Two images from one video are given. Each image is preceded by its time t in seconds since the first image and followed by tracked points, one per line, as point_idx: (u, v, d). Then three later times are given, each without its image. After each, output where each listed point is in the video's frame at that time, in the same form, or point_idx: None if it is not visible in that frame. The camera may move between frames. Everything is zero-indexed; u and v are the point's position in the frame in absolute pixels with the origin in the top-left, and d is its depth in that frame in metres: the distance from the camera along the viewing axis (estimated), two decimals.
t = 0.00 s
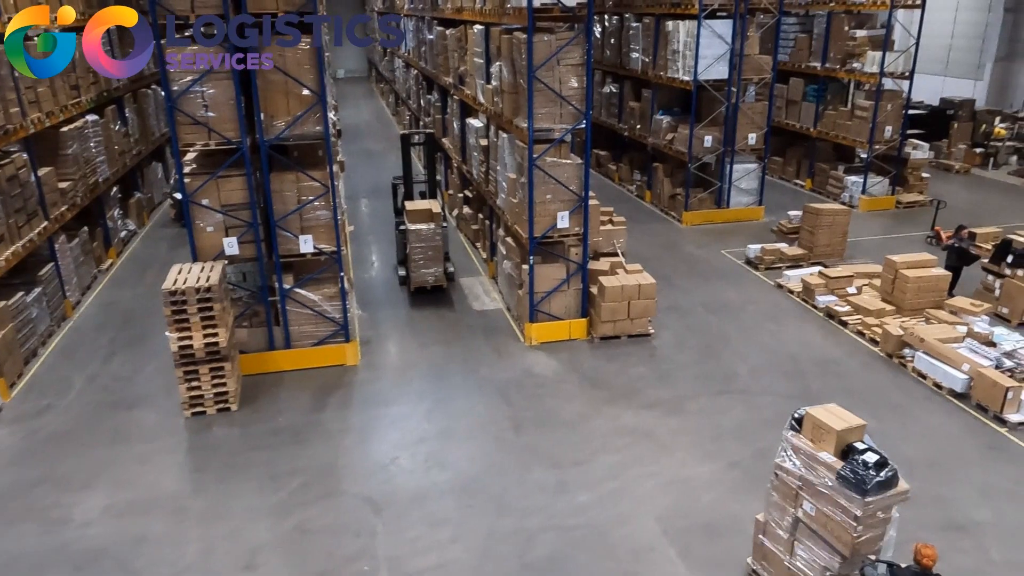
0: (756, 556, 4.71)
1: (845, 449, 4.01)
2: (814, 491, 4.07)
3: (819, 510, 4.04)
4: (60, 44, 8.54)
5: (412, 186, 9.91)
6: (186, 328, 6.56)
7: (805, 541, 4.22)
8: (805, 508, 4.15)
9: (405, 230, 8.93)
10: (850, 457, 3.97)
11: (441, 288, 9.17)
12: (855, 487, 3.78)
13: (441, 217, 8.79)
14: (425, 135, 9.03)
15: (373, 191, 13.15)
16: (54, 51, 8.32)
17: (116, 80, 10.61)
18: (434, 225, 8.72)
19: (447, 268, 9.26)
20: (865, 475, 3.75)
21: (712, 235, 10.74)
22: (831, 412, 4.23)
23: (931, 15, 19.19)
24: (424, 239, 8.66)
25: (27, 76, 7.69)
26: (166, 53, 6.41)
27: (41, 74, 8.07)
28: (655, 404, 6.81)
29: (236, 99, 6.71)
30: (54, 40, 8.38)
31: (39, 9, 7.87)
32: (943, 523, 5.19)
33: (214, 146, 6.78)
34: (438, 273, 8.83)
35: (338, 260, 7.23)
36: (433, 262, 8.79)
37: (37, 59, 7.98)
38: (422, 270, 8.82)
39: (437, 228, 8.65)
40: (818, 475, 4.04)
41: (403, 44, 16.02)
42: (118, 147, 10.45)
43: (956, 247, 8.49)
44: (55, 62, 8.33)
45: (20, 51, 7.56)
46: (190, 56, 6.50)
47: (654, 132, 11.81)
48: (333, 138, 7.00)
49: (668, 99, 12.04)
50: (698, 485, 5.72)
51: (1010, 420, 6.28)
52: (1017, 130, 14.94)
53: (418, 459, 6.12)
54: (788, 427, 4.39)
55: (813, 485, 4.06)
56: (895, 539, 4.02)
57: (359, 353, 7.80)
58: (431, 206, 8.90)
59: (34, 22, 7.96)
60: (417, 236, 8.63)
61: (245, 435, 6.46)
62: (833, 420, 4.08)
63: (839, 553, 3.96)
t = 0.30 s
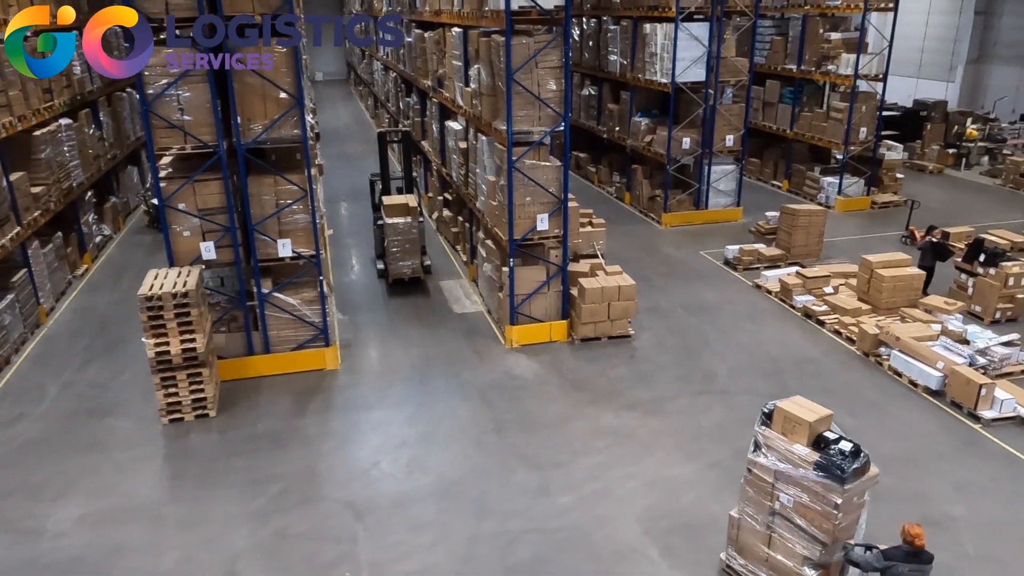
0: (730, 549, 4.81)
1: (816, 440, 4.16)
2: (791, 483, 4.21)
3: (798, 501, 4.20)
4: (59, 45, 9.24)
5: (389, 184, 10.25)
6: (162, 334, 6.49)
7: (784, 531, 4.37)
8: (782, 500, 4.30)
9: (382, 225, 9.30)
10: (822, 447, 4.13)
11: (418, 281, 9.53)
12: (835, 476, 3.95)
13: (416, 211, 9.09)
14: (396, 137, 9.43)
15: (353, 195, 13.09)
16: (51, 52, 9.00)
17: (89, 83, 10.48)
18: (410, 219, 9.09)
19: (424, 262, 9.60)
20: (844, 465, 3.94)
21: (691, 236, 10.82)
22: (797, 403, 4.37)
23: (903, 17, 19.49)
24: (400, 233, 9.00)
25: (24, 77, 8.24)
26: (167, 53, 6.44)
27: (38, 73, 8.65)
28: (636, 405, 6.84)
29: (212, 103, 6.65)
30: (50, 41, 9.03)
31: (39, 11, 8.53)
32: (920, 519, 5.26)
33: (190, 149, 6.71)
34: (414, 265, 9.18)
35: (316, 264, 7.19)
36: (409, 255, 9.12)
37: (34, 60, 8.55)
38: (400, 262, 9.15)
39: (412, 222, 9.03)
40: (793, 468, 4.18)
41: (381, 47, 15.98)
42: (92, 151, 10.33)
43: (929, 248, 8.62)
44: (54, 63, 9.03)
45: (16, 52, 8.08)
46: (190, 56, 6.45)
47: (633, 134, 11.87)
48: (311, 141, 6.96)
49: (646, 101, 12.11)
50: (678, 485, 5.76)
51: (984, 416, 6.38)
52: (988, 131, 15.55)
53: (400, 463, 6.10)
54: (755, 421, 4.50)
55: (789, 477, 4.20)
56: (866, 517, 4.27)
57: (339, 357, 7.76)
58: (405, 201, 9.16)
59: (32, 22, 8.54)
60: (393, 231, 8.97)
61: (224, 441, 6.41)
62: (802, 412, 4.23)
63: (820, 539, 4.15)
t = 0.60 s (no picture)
0: (704, 546, 4.85)
1: (787, 430, 4.29)
2: (766, 476, 4.29)
3: (775, 493, 4.28)
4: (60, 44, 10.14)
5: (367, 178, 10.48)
6: (140, 339, 6.42)
7: (760, 523, 4.45)
8: (756, 492, 4.37)
9: (361, 217, 9.53)
10: (794, 437, 4.25)
11: (396, 271, 9.77)
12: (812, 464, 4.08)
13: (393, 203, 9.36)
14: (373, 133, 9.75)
15: (333, 196, 13.03)
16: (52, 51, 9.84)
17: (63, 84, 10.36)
18: (388, 211, 9.35)
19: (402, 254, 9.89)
20: (821, 452, 4.08)
21: (671, 237, 10.87)
22: (763, 395, 4.49)
23: (878, 18, 19.75)
24: (379, 225, 9.30)
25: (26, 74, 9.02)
26: (167, 53, 6.38)
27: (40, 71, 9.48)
28: (617, 405, 6.86)
29: (189, 104, 6.59)
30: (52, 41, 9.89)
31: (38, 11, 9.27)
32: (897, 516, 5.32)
33: (167, 151, 6.65)
34: (393, 256, 9.46)
35: (296, 267, 7.15)
36: (387, 247, 9.41)
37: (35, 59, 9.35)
38: (378, 253, 9.42)
39: (390, 214, 9.29)
40: (768, 460, 4.26)
41: (361, 48, 15.92)
42: (67, 153, 10.20)
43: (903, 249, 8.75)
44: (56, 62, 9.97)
45: (19, 51, 8.82)
46: (190, 55, 6.39)
47: (613, 135, 11.91)
48: (290, 143, 6.92)
49: (626, 102, 12.16)
50: (659, 485, 5.79)
51: (959, 413, 6.47)
52: (962, 132, 15.80)
53: (381, 466, 6.08)
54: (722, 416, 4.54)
55: (765, 470, 4.28)
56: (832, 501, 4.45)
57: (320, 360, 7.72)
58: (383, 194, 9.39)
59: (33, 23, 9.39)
60: (372, 223, 9.26)
61: (203, 447, 6.34)
62: (773, 405, 4.33)
63: (798, 527, 4.27)
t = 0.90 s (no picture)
0: (681, 544, 4.89)
1: (757, 423, 4.37)
2: (743, 470, 4.35)
3: (753, 485, 4.34)
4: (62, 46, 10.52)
5: (347, 178, 10.66)
6: (118, 348, 6.34)
7: (738, 517, 4.52)
8: (734, 486, 4.42)
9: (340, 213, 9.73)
10: (765, 429, 4.35)
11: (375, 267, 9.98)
12: (788, 455, 4.20)
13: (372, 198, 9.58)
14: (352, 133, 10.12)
15: (313, 202, 12.96)
16: (53, 50, 10.31)
17: (38, 91, 10.25)
18: (367, 207, 9.55)
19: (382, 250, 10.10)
20: (794, 442, 4.20)
21: (652, 239, 10.94)
22: (731, 391, 4.55)
23: (852, 23, 20.03)
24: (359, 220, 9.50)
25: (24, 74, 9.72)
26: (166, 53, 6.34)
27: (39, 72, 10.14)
28: (601, 408, 6.88)
29: (166, 110, 6.52)
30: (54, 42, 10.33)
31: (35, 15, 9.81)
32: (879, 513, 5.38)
33: (144, 158, 6.57)
34: (372, 251, 9.63)
35: (276, 273, 7.09)
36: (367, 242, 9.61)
37: (36, 60, 10.02)
38: (359, 248, 9.61)
39: (369, 209, 9.50)
40: (744, 454, 4.33)
41: (340, 53, 15.88)
42: (42, 161, 10.08)
43: (881, 250, 8.86)
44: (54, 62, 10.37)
45: (17, 51, 9.45)
46: (190, 55, 6.38)
47: (593, 138, 11.96)
48: (269, 149, 6.88)
49: (606, 106, 12.22)
50: (643, 486, 5.81)
51: (937, 410, 6.56)
52: (936, 133, 15.95)
53: (365, 472, 6.05)
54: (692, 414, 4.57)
55: (741, 464, 4.34)
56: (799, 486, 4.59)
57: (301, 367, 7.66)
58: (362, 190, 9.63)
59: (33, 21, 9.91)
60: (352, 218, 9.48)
61: (183, 456, 6.28)
62: (742, 399, 4.41)
63: (775, 516, 4.36)
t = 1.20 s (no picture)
0: (653, 539, 4.96)
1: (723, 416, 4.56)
2: (713, 462, 4.51)
3: (725, 476, 4.50)
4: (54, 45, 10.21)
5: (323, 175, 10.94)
6: (92, 355, 6.25)
7: (709, 508, 4.66)
8: (706, 479, 4.56)
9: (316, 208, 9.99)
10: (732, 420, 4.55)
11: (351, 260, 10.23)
12: (757, 443, 4.41)
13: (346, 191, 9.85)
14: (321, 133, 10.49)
15: (290, 205, 12.87)
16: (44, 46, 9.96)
17: (6, 95, 10.09)
18: (342, 202, 9.83)
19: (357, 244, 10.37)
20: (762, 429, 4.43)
21: (630, 241, 10.98)
22: (693, 387, 4.73)
23: (825, 25, 20.29)
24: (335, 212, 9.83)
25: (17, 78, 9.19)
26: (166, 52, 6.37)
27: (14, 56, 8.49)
28: (581, 409, 6.90)
29: (140, 113, 6.44)
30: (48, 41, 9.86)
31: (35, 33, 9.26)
32: (855, 509, 5.45)
33: (117, 162, 6.48)
34: (348, 245, 9.96)
35: (253, 277, 7.04)
36: (343, 233, 9.95)
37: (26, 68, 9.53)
38: (335, 240, 9.94)
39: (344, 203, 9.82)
40: (715, 447, 4.49)
41: (316, 55, 15.78)
42: (12, 165, 9.91)
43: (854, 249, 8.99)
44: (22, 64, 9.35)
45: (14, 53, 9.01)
46: (189, 54, 6.41)
47: (570, 140, 12.01)
48: (245, 152, 6.83)
49: (583, 108, 12.28)
50: (623, 486, 5.84)
51: (912, 407, 6.66)
52: (907, 134, 16.21)
53: (345, 477, 6.02)
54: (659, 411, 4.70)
55: (712, 455, 4.49)
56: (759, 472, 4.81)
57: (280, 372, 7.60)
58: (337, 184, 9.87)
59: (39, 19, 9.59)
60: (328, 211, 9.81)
61: (159, 463, 6.20)
62: (708, 394, 4.59)
63: (746, 504, 4.55)
